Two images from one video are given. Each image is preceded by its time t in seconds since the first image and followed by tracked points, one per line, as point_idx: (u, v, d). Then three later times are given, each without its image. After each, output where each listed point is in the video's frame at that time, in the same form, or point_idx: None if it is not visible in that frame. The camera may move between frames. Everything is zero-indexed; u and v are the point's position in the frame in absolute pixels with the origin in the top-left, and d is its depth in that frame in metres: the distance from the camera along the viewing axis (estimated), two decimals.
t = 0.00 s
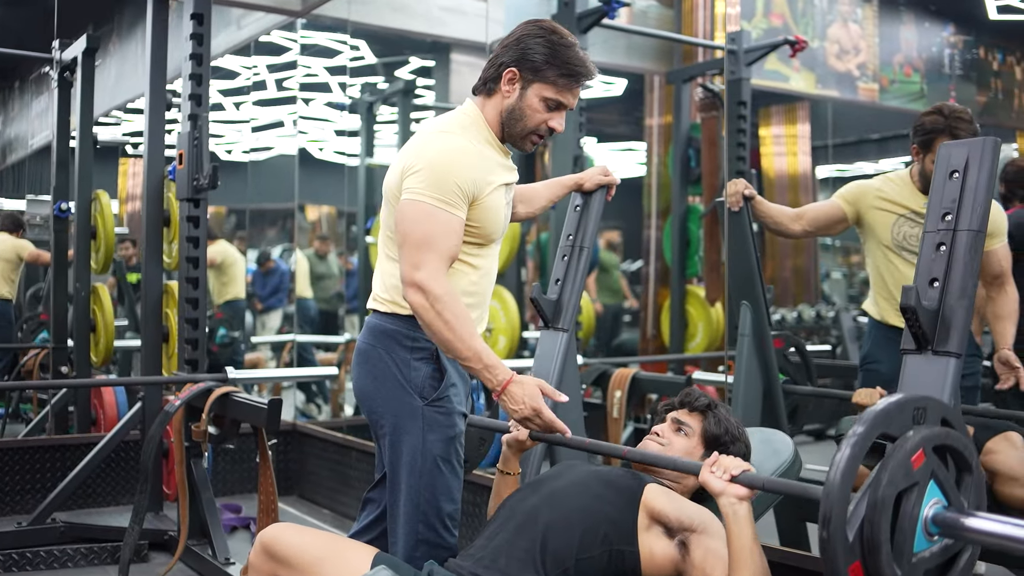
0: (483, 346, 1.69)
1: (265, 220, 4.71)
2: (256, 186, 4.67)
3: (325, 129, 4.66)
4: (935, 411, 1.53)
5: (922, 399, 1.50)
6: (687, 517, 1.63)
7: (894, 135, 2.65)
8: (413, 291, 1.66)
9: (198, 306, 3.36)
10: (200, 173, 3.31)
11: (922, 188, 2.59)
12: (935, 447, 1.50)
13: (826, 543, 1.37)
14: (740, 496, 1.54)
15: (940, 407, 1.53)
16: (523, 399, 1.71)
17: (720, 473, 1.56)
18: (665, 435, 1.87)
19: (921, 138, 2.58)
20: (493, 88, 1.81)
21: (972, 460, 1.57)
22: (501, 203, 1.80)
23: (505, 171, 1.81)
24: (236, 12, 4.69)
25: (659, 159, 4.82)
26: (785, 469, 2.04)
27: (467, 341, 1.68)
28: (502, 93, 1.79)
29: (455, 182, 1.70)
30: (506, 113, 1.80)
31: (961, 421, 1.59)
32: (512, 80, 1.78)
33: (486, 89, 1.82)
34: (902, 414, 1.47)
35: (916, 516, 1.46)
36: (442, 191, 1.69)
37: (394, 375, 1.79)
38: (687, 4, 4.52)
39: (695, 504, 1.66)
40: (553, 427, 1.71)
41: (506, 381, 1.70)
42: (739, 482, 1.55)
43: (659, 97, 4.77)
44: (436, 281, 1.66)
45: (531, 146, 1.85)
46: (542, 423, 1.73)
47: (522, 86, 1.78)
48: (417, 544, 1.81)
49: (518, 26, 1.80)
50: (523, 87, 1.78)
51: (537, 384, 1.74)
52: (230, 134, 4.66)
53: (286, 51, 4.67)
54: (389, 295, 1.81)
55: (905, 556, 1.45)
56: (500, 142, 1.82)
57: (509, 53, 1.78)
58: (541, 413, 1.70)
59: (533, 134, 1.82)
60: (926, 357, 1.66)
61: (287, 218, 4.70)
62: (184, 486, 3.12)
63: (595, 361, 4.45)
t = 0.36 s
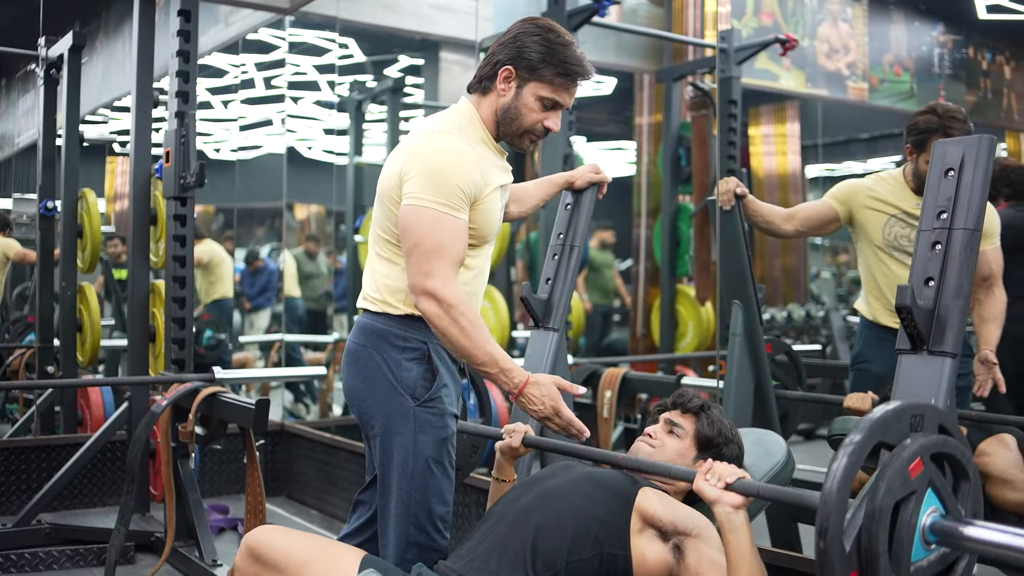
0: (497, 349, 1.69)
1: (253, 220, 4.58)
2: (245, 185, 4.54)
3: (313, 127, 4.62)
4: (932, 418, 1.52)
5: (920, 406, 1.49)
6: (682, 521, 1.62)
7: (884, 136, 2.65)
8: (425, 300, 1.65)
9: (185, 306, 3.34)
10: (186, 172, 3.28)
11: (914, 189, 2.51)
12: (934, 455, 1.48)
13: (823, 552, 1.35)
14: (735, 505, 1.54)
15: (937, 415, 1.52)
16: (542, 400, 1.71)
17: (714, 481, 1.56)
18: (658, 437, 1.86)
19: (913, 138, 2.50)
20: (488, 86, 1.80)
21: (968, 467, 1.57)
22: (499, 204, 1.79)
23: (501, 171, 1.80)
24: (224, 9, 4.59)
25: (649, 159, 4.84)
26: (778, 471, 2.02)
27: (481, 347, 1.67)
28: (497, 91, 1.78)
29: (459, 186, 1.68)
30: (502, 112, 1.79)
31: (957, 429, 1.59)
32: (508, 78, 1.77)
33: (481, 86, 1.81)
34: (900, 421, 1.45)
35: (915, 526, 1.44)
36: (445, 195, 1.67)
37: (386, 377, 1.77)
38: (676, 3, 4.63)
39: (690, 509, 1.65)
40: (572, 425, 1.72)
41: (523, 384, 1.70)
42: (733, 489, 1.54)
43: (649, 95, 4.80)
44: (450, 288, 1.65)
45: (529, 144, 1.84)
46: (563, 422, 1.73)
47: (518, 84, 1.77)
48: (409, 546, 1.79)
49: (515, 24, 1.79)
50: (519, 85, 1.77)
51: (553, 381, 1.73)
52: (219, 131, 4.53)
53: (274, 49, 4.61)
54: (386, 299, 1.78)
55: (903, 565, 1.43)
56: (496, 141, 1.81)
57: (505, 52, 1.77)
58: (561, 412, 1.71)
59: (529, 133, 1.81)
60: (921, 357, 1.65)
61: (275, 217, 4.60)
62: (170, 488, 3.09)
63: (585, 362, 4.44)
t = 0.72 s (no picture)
0: (506, 327, 1.69)
1: (243, 221, 4.57)
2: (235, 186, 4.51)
3: (303, 129, 4.63)
4: (937, 306, 1.43)
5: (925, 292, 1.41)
6: (675, 506, 1.62)
7: (873, 138, 2.70)
8: (424, 308, 1.64)
9: (174, 310, 3.31)
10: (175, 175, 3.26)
11: (908, 194, 2.56)
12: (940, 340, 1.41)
13: (832, 438, 1.27)
14: (742, 414, 1.46)
15: (942, 303, 1.44)
16: (560, 355, 1.71)
17: (719, 391, 1.48)
18: (652, 445, 1.86)
19: (905, 144, 2.55)
20: (484, 93, 1.79)
21: (974, 356, 1.49)
22: (494, 212, 1.78)
23: (497, 179, 1.80)
24: (213, 10, 4.58)
25: (639, 160, 4.83)
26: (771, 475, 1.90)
27: (494, 329, 1.68)
28: (493, 99, 1.78)
29: (453, 194, 1.67)
30: (498, 120, 1.79)
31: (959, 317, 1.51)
32: (505, 86, 1.77)
33: (477, 94, 1.80)
34: (906, 304, 1.37)
35: (923, 411, 1.37)
36: (441, 203, 1.66)
37: (379, 385, 1.76)
38: (667, 5, 4.66)
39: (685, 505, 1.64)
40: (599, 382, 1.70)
41: (540, 342, 1.71)
42: (739, 398, 1.46)
43: (640, 98, 4.79)
44: (445, 294, 1.64)
45: (525, 154, 1.84)
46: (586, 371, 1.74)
47: (514, 92, 1.76)
48: (400, 555, 1.78)
49: (510, 32, 1.79)
50: (516, 93, 1.77)
51: (566, 335, 1.70)
52: (208, 133, 4.48)
53: (264, 50, 4.60)
54: (378, 308, 1.77)
55: (913, 452, 1.36)
56: (493, 149, 1.81)
57: (501, 59, 1.77)
58: (581, 366, 1.71)
59: (525, 142, 1.81)
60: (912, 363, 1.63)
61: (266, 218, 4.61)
62: (160, 492, 3.07)
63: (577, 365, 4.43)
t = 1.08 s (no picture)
0: (523, 316, 1.68)
1: (241, 221, 4.53)
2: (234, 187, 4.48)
3: (301, 130, 4.63)
4: (945, 251, 1.47)
5: (934, 237, 1.45)
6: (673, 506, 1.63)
7: (870, 139, 2.71)
8: (440, 313, 1.64)
9: (171, 312, 3.31)
10: (172, 178, 3.26)
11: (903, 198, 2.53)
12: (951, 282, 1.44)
13: (843, 377, 1.29)
14: (751, 363, 1.57)
15: (952, 246, 1.48)
16: (578, 334, 1.67)
17: (728, 342, 1.59)
18: (649, 454, 1.86)
19: (901, 148, 2.54)
20: (480, 99, 1.79)
21: (985, 299, 1.52)
22: (491, 215, 1.78)
23: (493, 182, 1.79)
24: (211, 13, 4.53)
25: (638, 163, 4.88)
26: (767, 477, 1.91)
27: (509, 320, 1.67)
28: (490, 104, 1.78)
29: (453, 198, 1.67)
30: (494, 125, 1.79)
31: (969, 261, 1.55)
32: (501, 91, 1.76)
33: (473, 99, 1.80)
34: (915, 247, 1.40)
35: (934, 351, 1.39)
36: (441, 206, 1.66)
37: (373, 390, 1.76)
38: (664, 7, 4.61)
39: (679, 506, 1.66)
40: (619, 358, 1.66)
41: (557, 323, 1.67)
42: (747, 348, 1.57)
43: (637, 99, 4.81)
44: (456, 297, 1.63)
45: (522, 159, 1.84)
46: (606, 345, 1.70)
47: (511, 97, 1.76)
48: (396, 560, 1.77)
49: (506, 36, 1.79)
50: (513, 98, 1.76)
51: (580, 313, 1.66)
52: (207, 134, 4.48)
53: (263, 51, 4.57)
54: (378, 316, 1.77)
55: (924, 391, 1.38)
56: (488, 153, 1.81)
57: (497, 65, 1.76)
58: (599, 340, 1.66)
59: (522, 147, 1.81)
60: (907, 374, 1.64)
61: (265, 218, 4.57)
62: (157, 495, 3.06)
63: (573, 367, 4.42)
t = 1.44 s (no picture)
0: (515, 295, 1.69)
1: (243, 220, 4.52)
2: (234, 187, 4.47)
3: (302, 129, 4.63)
4: (947, 202, 1.47)
5: (936, 188, 1.44)
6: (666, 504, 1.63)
7: (873, 138, 2.69)
8: (438, 311, 1.62)
9: (171, 312, 3.30)
10: (172, 179, 3.26)
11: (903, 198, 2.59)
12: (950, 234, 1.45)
13: (841, 325, 1.30)
14: (747, 316, 1.58)
15: (952, 198, 1.48)
16: (574, 297, 1.74)
17: (725, 296, 1.63)
18: (644, 456, 1.85)
19: (898, 150, 2.57)
20: (484, 101, 1.79)
21: (983, 252, 1.53)
22: (492, 218, 1.78)
23: (496, 186, 1.79)
24: (211, 13, 4.50)
25: (637, 162, 4.83)
26: (764, 483, 1.92)
27: (505, 301, 1.68)
28: (494, 108, 1.77)
29: (455, 200, 1.66)
30: (498, 129, 1.78)
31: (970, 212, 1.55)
32: (506, 95, 1.76)
33: (477, 101, 1.79)
34: (916, 198, 1.40)
35: (931, 302, 1.41)
36: (443, 209, 1.65)
37: (375, 391, 1.75)
38: (664, 7, 4.61)
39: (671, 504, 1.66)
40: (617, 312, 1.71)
41: (551, 293, 1.72)
42: (745, 301, 1.60)
43: (637, 99, 4.80)
44: (451, 296, 1.62)
45: (522, 165, 1.84)
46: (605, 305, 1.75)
47: (516, 102, 1.76)
48: (396, 561, 1.77)
49: (511, 42, 1.78)
50: (517, 103, 1.76)
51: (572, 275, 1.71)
52: (207, 133, 4.43)
53: (263, 51, 4.56)
54: (381, 319, 1.76)
55: (920, 341, 1.40)
56: (490, 156, 1.81)
57: (502, 69, 1.76)
58: (596, 301, 1.72)
59: (523, 152, 1.81)
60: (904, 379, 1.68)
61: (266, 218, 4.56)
62: (157, 495, 3.06)
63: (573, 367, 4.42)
